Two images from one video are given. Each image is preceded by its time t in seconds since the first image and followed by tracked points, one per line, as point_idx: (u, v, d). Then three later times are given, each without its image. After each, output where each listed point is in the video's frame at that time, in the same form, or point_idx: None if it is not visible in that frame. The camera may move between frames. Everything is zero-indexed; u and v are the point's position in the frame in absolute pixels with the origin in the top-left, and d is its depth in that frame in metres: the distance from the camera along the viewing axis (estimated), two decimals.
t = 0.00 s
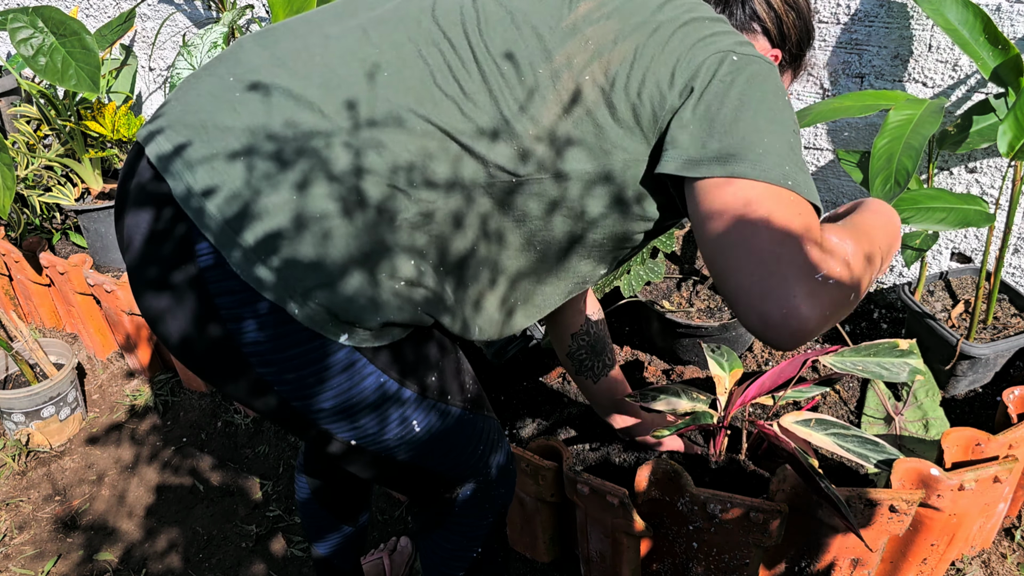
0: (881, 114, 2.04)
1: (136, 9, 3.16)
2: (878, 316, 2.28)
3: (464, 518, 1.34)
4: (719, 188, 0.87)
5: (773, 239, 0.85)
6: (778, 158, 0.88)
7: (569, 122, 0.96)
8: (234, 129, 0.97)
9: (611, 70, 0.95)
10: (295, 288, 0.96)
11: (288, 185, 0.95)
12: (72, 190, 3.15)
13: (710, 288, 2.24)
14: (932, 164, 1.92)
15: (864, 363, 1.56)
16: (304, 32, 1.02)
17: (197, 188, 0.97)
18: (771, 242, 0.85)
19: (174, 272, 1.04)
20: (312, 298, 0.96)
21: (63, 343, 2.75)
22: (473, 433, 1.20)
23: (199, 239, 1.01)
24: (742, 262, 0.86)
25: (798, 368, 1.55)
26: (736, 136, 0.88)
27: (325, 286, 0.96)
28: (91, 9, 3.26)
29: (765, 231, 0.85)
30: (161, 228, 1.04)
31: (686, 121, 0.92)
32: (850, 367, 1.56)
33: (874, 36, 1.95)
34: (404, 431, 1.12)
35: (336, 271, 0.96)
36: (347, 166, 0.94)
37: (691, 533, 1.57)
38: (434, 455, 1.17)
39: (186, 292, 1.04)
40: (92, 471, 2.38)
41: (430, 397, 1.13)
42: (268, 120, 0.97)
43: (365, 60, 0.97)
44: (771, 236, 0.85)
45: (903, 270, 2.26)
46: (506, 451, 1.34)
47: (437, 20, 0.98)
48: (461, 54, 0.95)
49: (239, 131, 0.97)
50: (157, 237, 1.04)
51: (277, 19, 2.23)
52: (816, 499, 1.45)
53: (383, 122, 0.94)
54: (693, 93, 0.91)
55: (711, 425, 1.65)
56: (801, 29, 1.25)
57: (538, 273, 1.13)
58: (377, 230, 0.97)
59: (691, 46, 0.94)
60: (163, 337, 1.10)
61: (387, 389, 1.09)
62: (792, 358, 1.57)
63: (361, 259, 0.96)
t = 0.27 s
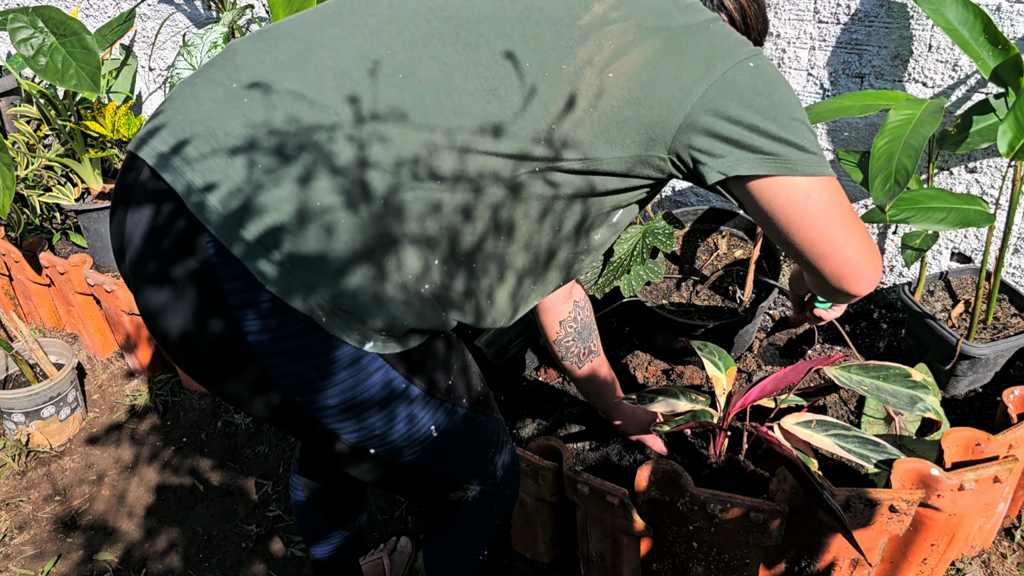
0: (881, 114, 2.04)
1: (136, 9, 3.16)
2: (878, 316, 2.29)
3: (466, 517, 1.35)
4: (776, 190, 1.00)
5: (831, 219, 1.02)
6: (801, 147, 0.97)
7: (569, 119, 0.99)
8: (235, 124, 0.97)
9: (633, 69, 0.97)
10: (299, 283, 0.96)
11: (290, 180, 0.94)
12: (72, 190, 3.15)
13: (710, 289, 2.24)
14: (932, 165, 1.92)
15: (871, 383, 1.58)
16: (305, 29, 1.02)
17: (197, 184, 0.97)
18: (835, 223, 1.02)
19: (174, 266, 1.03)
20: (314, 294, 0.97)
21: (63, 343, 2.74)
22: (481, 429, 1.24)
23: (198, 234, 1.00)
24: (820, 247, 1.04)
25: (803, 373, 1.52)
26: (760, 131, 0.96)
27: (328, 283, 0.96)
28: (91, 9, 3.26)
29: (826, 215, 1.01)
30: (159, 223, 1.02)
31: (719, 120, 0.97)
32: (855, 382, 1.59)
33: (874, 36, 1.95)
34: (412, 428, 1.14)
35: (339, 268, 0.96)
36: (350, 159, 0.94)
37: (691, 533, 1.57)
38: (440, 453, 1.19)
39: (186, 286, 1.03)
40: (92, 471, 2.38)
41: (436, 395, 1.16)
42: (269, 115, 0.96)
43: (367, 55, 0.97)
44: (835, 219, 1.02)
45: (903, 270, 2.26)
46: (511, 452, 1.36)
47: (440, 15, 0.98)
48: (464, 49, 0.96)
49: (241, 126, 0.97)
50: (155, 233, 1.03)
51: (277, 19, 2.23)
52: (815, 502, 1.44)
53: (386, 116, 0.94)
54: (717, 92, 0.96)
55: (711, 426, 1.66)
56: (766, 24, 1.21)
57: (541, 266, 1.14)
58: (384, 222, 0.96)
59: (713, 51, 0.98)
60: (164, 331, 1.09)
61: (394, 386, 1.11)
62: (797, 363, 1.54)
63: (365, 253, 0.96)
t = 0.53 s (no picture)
0: (881, 114, 2.04)
1: (136, 9, 3.16)
2: (878, 316, 2.29)
3: (468, 517, 1.36)
4: (747, 189, 1.05)
5: (792, 223, 1.09)
6: (779, 153, 1.04)
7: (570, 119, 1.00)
8: (236, 122, 0.97)
9: (635, 69, 1.02)
10: (302, 280, 0.96)
11: (291, 177, 0.94)
12: (72, 190, 3.15)
13: (710, 288, 2.24)
14: (932, 165, 1.92)
15: (868, 368, 1.59)
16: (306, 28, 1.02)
17: (198, 183, 0.95)
18: (795, 227, 1.09)
19: (175, 265, 1.01)
20: (318, 290, 0.96)
21: (63, 343, 2.74)
22: (484, 427, 1.24)
23: (198, 232, 0.99)
24: (778, 247, 1.11)
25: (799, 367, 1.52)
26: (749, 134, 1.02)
27: (331, 280, 0.96)
28: (91, 9, 3.26)
29: (788, 220, 1.08)
30: (159, 222, 1.01)
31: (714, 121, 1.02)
32: (853, 370, 1.58)
33: (874, 36, 1.95)
34: (415, 426, 1.14)
35: (342, 265, 0.96)
36: (352, 156, 0.95)
37: (691, 533, 1.58)
38: (443, 451, 1.20)
39: (187, 284, 1.02)
40: (92, 471, 2.38)
41: (440, 393, 1.16)
42: (270, 113, 0.96)
43: (368, 53, 0.97)
44: (795, 224, 1.09)
45: (903, 270, 2.26)
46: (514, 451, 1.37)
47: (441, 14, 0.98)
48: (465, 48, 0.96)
49: (242, 124, 0.97)
50: (155, 232, 1.02)
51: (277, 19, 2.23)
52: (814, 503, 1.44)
53: (388, 115, 0.95)
54: (711, 93, 1.02)
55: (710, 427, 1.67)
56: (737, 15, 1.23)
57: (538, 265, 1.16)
58: (386, 219, 0.96)
59: (708, 54, 1.03)
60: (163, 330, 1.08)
61: (398, 384, 1.10)
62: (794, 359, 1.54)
63: (367, 250, 0.96)
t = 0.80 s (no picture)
0: (881, 114, 2.04)
1: (136, 9, 3.16)
2: (878, 316, 2.29)
3: (467, 518, 1.36)
4: (730, 174, 1.05)
5: (779, 208, 1.07)
6: (763, 136, 1.04)
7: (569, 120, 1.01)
8: (236, 123, 0.97)
9: (619, 55, 1.03)
10: (300, 282, 0.95)
11: (290, 179, 0.94)
12: (72, 190, 3.15)
13: (710, 288, 2.24)
14: (932, 165, 1.92)
15: (869, 374, 1.58)
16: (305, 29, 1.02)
17: (197, 183, 0.95)
18: (781, 213, 1.08)
19: (175, 264, 1.01)
20: (316, 292, 0.96)
21: (63, 343, 2.75)
22: (480, 425, 1.25)
23: (198, 233, 0.99)
24: (765, 235, 1.10)
25: (799, 371, 1.50)
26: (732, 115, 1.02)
27: (329, 281, 0.95)
28: (91, 9, 3.26)
29: (774, 205, 1.07)
30: (158, 222, 1.01)
31: (697, 103, 1.02)
32: (854, 375, 1.58)
33: (874, 36, 1.95)
34: (412, 425, 1.15)
35: (341, 267, 0.95)
36: (350, 159, 0.95)
37: (691, 533, 1.58)
38: (440, 450, 1.20)
39: (187, 284, 1.02)
40: (92, 471, 2.38)
41: (436, 392, 1.16)
42: (269, 115, 0.96)
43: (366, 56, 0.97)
44: (781, 210, 1.08)
45: (903, 270, 2.26)
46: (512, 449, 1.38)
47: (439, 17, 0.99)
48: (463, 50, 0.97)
49: (241, 125, 0.97)
50: (154, 232, 1.02)
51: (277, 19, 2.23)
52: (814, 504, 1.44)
53: (386, 118, 0.95)
54: (695, 75, 1.02)
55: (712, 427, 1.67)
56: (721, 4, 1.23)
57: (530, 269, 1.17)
58: (384, 222, 0.96)
59: (689, 39, 1.03)
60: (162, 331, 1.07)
61: (395, 384, 1.11)
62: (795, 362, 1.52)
63: (366, 253, 0.96)
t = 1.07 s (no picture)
0: (881, 114, 2.04)
1: (136, 9, 3.16)
2: (878, 316, 2.30)
3: (462, 520, 1.37)
4: (724, 178, 1.01)
5: (773, 212, 1.04)
6: (756, 139, 0.99)
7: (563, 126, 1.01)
8: (234, 126, 0.97)
9: (607, 54, 0.98)
10: (295, 288, 0.97)
11: (288, 184, 0.95)
12: (72, 190, 3.15)
13: (710, 288, 2.24)
14: (932, 164, 1.92)
15: (871, 384, 1.58)
16: (303, 29, 1.02)
17: (197, 185, 0.95)
18: (776, 217, 1.04)
19: (175, 266, 1.01)
20: (312, 297, 0.97)
21: (63, 343, 2.75)
22: (474, 427, 1.24)
23: (197, 234, 0.99)
24: (759, 238, 1.07)
25: (802, 374, 1.50)
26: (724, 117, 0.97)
27: (325, 287, 0.97)
28: (91, 9, 3.26)
29: (769, 209, 1.04)
30: (158, 222, 1.01)
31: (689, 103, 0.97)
32: (857, 385, 1.58)
33: (874, 36, 1.95)
34: (405, 428, 1.14)
35: (337, 272, 0.96)
36: (347, 165, 0.95)
37: (691, 533, 1.58)
38: (434, 452, 1.20)
39: (187, 286, 1.02)
40: (92, 471, 2.38)
41: (430, 394, 1.16)
42: (268, 118, 0.96)
43: (364, 60, 0.97)
44: (776, 214, 1.04)
45: (903, 270, 2.26)
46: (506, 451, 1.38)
47: (437, 21, 0.98)
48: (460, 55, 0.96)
49: (239, 128, 0.97)
50: (153, 232, 1.02)
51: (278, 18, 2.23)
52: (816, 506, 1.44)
53: (382, 124, 0.95)
54: (686, 74, 0.96)
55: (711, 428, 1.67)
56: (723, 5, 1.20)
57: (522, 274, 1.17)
58: (378, 229, 0.97)
59: (683, 37, 0.98)
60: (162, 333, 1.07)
61: (387, 387, 1.10)
62: (797, 365, 1.51)
63: (361, 259, 0.97)
